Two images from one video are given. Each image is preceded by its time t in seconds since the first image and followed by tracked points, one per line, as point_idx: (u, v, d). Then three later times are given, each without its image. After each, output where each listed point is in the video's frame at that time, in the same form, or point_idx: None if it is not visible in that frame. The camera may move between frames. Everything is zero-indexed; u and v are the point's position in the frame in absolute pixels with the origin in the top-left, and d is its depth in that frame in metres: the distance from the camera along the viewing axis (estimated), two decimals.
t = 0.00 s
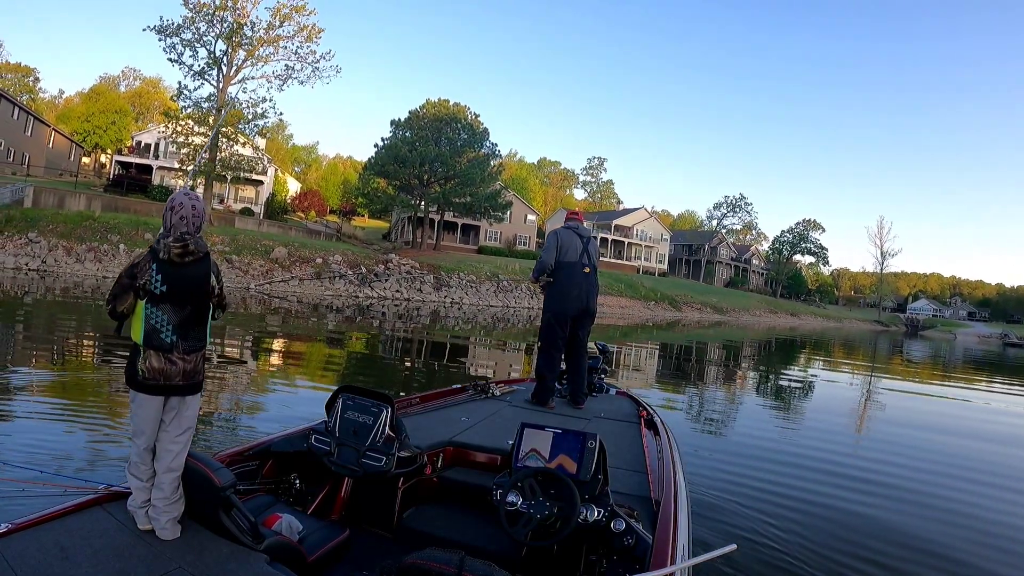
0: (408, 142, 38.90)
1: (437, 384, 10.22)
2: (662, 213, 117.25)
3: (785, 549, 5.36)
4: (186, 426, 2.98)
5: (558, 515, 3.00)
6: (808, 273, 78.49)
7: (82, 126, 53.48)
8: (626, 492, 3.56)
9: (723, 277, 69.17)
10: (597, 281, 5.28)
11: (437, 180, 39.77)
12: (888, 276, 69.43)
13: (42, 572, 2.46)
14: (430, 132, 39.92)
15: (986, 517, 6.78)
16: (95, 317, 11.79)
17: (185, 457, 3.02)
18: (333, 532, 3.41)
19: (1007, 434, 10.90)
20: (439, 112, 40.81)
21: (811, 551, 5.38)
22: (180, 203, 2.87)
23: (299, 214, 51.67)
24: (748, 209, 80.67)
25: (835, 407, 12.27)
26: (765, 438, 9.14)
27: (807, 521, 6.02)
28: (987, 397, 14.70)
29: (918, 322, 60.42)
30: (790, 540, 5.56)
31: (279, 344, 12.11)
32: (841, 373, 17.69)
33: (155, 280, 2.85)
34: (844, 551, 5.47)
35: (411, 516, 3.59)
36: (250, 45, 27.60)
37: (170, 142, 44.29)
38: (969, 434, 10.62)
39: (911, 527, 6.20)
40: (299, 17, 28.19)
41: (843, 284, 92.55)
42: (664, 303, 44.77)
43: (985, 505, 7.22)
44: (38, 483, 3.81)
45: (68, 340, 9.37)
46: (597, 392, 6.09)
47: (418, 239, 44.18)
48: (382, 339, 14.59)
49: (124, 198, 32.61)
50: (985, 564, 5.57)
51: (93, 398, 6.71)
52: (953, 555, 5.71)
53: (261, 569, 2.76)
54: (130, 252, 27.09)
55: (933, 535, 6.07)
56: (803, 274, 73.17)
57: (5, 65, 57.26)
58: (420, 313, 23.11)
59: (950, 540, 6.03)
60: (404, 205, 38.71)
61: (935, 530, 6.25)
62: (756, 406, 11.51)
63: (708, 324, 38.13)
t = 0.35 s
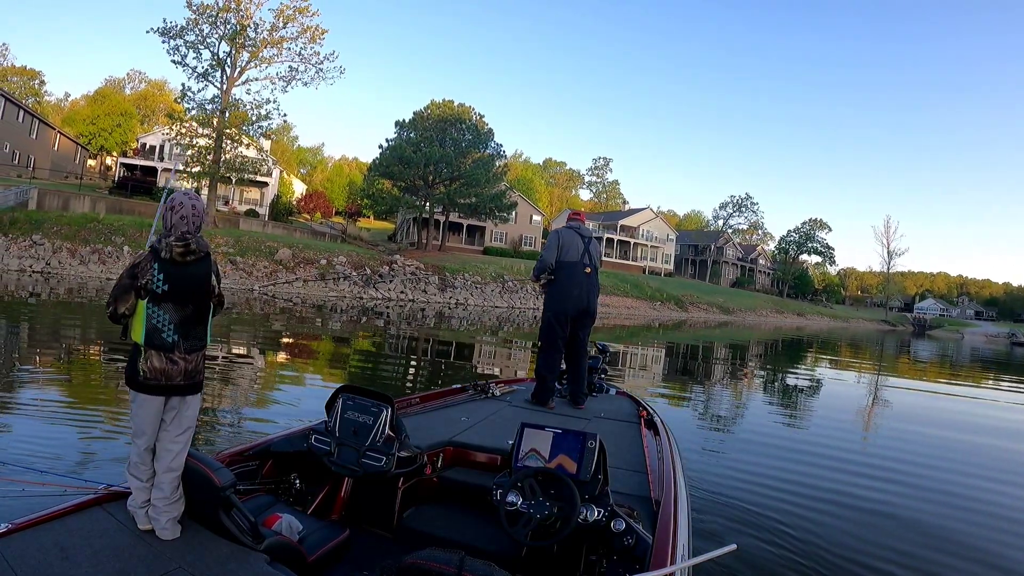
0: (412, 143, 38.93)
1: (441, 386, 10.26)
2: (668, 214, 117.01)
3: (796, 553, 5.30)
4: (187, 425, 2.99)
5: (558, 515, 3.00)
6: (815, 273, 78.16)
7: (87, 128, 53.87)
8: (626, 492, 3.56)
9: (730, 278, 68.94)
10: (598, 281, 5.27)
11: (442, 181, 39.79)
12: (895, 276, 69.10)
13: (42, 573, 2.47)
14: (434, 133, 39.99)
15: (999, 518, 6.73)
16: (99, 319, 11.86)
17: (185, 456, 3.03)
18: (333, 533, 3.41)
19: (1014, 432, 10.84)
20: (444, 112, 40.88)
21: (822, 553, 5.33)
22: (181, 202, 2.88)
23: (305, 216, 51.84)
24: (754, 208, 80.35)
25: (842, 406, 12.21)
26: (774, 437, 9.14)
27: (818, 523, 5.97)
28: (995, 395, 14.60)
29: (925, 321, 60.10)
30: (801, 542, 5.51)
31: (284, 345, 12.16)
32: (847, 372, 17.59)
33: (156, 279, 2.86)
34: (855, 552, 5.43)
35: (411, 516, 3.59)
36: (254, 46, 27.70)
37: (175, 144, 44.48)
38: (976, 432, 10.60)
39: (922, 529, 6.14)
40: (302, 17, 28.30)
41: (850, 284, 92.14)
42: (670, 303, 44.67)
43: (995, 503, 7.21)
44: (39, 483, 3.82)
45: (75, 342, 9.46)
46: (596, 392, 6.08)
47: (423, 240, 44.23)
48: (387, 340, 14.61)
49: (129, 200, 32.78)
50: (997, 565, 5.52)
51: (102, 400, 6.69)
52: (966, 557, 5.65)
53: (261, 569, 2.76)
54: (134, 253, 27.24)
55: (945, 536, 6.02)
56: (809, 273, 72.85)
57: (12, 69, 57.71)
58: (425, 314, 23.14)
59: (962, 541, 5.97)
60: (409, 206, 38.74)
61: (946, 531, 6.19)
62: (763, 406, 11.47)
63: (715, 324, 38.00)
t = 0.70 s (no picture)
0: (417, 143, 38.96)
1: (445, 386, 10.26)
2: (674, 214, 116.73)
3: (806, 554, 5.27)
4: (188, 425, 3.00)
5: (558, 515, 2.99)
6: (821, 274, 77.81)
7: (92, 128, 54.16)
8: (627, 492, 3.54)
9: (736, 278, 68.73)
10: (600, 281, 5.26)
11: (447, 181, 39.78)
12: (902, 277, 68.71)
13: (42, 572, 2.48)
14: (439, 133, 40.00)
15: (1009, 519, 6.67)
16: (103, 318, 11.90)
17: (186, 456, 3.03)
18: (332, 532, 3.42)
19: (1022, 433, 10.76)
20: (449, 112, 40.92)
21: (833, 554, 5.31)
22: (183, 202, 2.87)
23: (310, 215, 51.97)
24: (760, 209, 80.05)
25: (847, 408, 12.14)
26: (783, 438, 9.13)
27: (828, 524, 5.93)
28: (1002, 398, 14.47)
29: (932, 323, 59.74)
30: (811, 543, 5.48)
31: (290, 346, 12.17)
32: (853, 374, 17.47)
33: (158, 279, 2.86)
34: (866, 554, 5.40)
35: (411, 516, 3.59)
36: (258, 46, 27.78)
37: (179, 144, 44.66)
38: (984, 433, 10.52)
39: (933, 530, 6.10)
40: (307, 17, 28.37)
41: (856, 284, 91.75)
42: (676, 304, 44.56)
43: (1006, 502, 7.18)
44: (39, 483, 3.84)
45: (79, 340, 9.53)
46: (597, 393, 6.06)
47: (427, 240, 44.24)
48: (391, 340, 14.61)
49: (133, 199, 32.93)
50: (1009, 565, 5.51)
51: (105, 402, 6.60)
52: (977, 559, 5.61)
53: (261, 570, 2.76)
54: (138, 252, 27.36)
55: (956, 537, 5.98)
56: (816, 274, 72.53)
57: (18, 69, 58.13)
58: (429, 314, 23.15)
59: (973, 542, 5.93)
60: (414, 206, 38.76)
61: (956, 532, 6.15)
62: (768, 408, 11.41)
63: (720, 325, 37.84)
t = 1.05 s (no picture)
0: (422, 143, 39.02)
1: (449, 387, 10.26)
2: (679, 215, 116.56)
3: (815, 556, 5.24)
4: (188, 426, 3.01)
5: (558, 515, 2.99)
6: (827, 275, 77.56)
7: (98, 128, 54.48)
8: (626, 492, 3.54)
9: (741, 279, 68.58)
10: (600, 282, 5.26)
11: (452, 181, 39.82)
12: (908, 278, 68.43)
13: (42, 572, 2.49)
14: (444, 133, 40.05)
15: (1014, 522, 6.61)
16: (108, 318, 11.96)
17: (185, 457, 3.04)
18: (333, 533, 3.42)
19: None
20: (453, 112, 40.99)
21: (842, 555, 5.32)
22: (183, 203, 2.88)
23: (315, 216, 52.12)
24: (765, 209, 79.80)
25: (852, 409, 12.10)
26: (789, 440, 9.11)
27: (834, 529, 5.86)
28: (1008, 399, 14.39)
29: (938, 324, 59.48)
30: (819, 546, 5.46)
31: (295, 346, 12.19)
32: (859, 375, 17.40)
33: (158, 279, 2.88)
34: (875, 558, 5.34)
35: (411, 516, 3.59)
36: (262, 46, 27.87)
37: (184, 144, 44.85)
38: (990, 434, 10.49)
39: (940, 533, 6.03)
40: (311, 17, 28.45)
41: (862, 285, 91.44)
42: (681, 305, 44.49)
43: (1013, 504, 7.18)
44: (39, 483, 3.86)
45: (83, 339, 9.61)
46: (596, 393, 6.06)
47: (432, 241, 44.30)
48: (395, 340, 14.65)
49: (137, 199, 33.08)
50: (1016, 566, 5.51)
51: (112, 401, 6.66)
52: (988, 563, 5.53)
53: (261, 569, 2.77)
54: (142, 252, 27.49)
55: (965, 541, 5.94)
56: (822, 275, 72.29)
57: (23, 70, 58.58)
58: (431, 314, 23.18)
59: (979, 544, 5.88)
60: (419, 206, 38.82)
61: (964, 536, 6.07)
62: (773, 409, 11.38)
63: (724, 326, 37.76)
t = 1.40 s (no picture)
0: (427, 144, 39.08)
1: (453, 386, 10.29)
2: (685, 215, 116.34)
3: (824, 556, 5.26)
4: (187, 426, 3.01)
5: (558, 515, 2.98)
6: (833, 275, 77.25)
7: (103, 129, 54.76)
8: (626, 492, 3.53)
9: (746, 280, 68.38)
10: (602, 283, 5.26)
11: (456, 182, 39.86)
12: (915, 278, 68.12)
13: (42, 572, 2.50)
14: (449, 133, 40.09)
15: (1022, 525, 6.56)
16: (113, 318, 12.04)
17: (185, 456, 3.05)
18: (333, 532, 3.43)
19: None
20: (458, 113, 41.05)
21: (850, 556, 5.32)
22: (183, 203, 2.90)
23: (320, 216, 52.28)
24: (771, 210, 79.52)
25: (857, 409, 12.08)
26: (795, 441, 9.11)
27: (843, 530, 5.86)
28: (1014, 399, 14.30)
29: (945, 325, 59.12)
30: (829, 546, 5.46)
31: (300, 346, 12.29)
32: (864, 375, 17.33)
33: (158, 279, 2.89)
34: (881, 559, 5.33)
35: (412, 516, 3.60)
36: (266, 46, 27.97)
37: (189, 145, 45.04)
38: (995, 435, 10.47)
39: (947, 536, 6.00)
40: (315, 17, 28.55)
41: (868, 286, 91.07)
42: (687, 305, 44.38)
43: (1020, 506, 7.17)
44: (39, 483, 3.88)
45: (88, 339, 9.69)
46: (597, 393, 6.06)
47: (437, 242, 44.36)
48: (400, 341, 14.70)
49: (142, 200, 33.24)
50: None
51: (116, 400, 6.74)
52: (994, 565, 5.49)
53: (261, 569, 2.78)
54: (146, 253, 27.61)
55: (973, 542, 5.94)
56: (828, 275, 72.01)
57: (29, 72, 59.04)
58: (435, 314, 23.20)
59: (986, 548, 5.82)
60: (423, 206, 38.88)
61: (972, 538, 6.06)
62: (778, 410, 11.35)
63: (729, 326, 37.62)
